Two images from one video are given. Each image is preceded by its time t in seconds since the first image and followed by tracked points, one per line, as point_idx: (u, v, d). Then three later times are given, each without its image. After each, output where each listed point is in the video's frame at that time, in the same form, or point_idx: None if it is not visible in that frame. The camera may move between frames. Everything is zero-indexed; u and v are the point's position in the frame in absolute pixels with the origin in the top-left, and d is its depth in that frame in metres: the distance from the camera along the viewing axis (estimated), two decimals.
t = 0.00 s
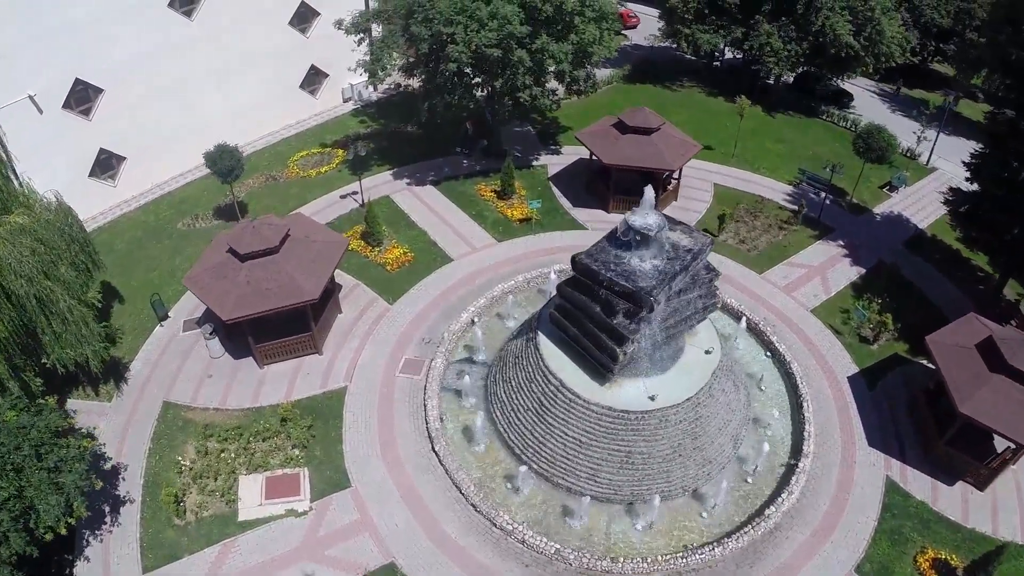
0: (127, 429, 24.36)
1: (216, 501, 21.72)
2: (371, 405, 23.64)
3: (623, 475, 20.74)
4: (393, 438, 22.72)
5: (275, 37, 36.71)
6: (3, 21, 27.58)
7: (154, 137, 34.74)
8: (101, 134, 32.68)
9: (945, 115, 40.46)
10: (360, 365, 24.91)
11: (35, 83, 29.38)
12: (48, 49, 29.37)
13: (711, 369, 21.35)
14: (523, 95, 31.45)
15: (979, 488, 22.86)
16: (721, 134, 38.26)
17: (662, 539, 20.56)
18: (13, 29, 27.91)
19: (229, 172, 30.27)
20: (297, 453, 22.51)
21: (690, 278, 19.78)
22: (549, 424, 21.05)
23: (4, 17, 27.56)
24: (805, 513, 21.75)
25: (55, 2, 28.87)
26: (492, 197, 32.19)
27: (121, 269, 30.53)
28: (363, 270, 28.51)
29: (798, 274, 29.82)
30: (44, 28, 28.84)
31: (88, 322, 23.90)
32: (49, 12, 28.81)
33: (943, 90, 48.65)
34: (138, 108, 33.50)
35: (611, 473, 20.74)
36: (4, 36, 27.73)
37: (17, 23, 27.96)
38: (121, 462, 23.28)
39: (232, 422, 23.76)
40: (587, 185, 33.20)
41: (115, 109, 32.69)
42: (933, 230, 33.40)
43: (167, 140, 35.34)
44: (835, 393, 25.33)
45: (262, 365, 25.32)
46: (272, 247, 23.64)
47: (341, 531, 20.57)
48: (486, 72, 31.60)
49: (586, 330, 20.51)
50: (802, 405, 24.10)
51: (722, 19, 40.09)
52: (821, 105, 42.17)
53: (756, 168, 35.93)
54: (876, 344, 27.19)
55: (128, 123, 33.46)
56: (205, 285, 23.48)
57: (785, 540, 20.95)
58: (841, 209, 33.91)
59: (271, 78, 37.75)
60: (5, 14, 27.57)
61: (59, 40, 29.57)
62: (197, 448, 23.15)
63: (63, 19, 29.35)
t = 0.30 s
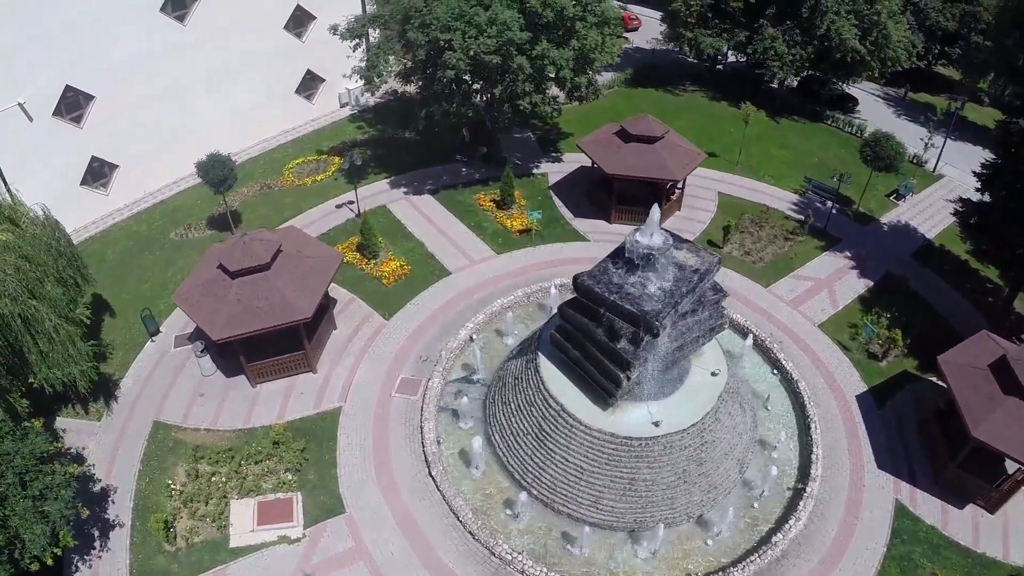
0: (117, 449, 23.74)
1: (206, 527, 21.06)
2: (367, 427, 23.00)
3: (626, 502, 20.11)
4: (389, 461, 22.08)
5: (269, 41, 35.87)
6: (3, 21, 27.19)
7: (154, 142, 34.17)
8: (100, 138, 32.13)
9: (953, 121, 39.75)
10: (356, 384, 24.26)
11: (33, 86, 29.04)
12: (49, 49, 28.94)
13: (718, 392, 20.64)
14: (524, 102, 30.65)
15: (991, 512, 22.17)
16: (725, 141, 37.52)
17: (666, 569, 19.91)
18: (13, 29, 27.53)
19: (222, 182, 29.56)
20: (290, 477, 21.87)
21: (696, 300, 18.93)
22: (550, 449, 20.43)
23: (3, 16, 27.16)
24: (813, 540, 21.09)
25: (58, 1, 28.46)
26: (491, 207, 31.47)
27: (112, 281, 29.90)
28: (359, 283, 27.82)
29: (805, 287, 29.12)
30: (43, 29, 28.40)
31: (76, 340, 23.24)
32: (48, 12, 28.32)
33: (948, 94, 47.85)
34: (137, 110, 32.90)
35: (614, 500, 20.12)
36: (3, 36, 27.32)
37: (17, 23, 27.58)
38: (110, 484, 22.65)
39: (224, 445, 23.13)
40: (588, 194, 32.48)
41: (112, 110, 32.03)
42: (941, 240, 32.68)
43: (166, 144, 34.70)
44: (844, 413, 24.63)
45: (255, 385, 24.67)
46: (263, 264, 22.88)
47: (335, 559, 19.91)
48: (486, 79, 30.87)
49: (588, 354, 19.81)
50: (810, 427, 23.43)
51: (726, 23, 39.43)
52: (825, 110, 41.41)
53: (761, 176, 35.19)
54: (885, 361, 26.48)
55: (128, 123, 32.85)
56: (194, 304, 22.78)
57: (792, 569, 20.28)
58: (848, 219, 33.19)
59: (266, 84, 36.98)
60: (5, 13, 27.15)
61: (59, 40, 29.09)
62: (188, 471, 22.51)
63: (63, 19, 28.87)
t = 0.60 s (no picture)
0: (107, 468, 23.12)
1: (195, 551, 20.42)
2: (361, 447, 22.39)
3: (628, 529, 19.49)
4: (384, 484, 21.47)
5: (264, 45, 35.16)
6: (2, 21, 26.69)
7: (153, 145, 33.61)
8: (100, 138, 31.65)
9: (960, 127, 39.07)
10: (350, 403, 23.65)
11: (34, 90, 28.68)
12: (50, 49, 28.44)
13: (723, 416, 19.98)
14: (524, 109, 29.91)
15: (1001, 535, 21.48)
16: (728, 147, 36.86)
17: None
18: (13, 29, 27.04)
19: (213, 192, 28.88)
20: (283, 500, 21.26)
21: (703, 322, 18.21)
22: (550, 474, 19.80)
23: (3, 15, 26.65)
24: (820, 566, 20.45)
25: (63, 2, 28.07)
26: (490, 216, 30.83)
27: (103, 293, 29.27)
28: (354, 296, 27.20)
29: (812, 300, 28.48)
30: (45, 29, 27.94)
31: (63, 358, 22.63)
32: (48, 12, 27.84)
33: (953, 98, 47.09)
34: (137, 112, 32.33)
35: (615, 528, 19.49)
36: (3, 36, 26.87)
37: (17, 23, 27.09)
38: (99, 506, 22.03)
39: (214, 465, 22.51)
40: (589, 202, 31.81)
41: (110, 111, 31.42)
42: (948, 250, 32.00)
43: (165, 147, 34.12)
44: (851, 432, 23.99)
45: (247, 403, 24.05)
46: (254, 280, 22.22)
47: None
48: (485, 85, 30.17)
49: (590, 377, 19.18)
50: (817, 447, 22.79)
51: (729, 26, 38.63)
52: (830, 115, 40.71)
53: (765, 184, 34.52)
54: (893, 377, 25.83)
55: (127, 123, 32.26)
56: (183, 321, 22.13)
57: None
58: (854, 228, 32.52)
59: (260, 88, 36.27)
60: (4, 12, 26.65)
61: (60, 41, 28.57)
62: (178, 492, 21.87)
63: (63, 19, 28.35)
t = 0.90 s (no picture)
0: (97, 486, 22.50)
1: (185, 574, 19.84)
2: (356, 467, 21.87)
3: (629, 555, 18.97)
4: (379, 505, 20.95)
5: (261, 49, 34.65)
6: (2, 21, 26.26)
7: (153, 146, 33.01)
8: (98, 140, 31.08)
9: (966, 132, 38.42)
10: (345, 420, 23.14)
11: (31, 91, 28.15)
12: (50, 49, 28.02)
13: (728, 438, 19.40)
14: (523, 116, 29.29)
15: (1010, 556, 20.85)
16: (732, 153, 36.28)
17: None
18: (13, 28, 26.60)
19: (206, 201, 28.32)
20: (276, 521, 20.73)
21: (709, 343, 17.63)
22: (549, 498, 19.26)
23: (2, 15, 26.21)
24: None
25: (63, 2, 27.70)
26: (488, 225, 30.26)
27: (94, 303, 28.71)
28: (350, 309, 26.66)
29: (817, 311, 27.93)
30: (45, 29, 27.51)
31: (51, 375, 22.03)
32: (48, 12, 27.43)
33: (957, 101, 46.40)
34: (138, 112, 31.77)
35: (616, 553, 18.96)
36: (3, 36, 26.44)
37: (17, 23, 26.66)
38: (89, 525, 21.41)
39: (206, 484, 21.97)
40: (589, 211, 31.22)
41: (103, 117, 30.79)
42: (955, 258, 31.36)
43: (164, 149, 33.56)
44: (858, 450, 23.42)
45: (239, 420, 23.53)
46: (245, 296, 21.70)
47: None
48: (485, 92, 29.59)
49: (591, 399, 18.63)
50: (824, 467, 22.23)
51: (732, 29, 38.04)
52: (834, 120, 40.08)
53: (769, 191, 33.94)
54: (901, 392, 25.23)
55: (128, 123, 31.71)
56: (172, 337, 21.58)
57: None
58: (860, 237, 31.93)
59: (256, 93, 35.69)
60: (4, 11, 26.21)
61: (59, 41, 28.14)
62: (169, 513, 21.29)
63: (63, 19, 27.93)
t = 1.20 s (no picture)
0: (89, 499, 22.03)
1: None
2: (352, 481, 21.47)
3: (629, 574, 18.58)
4: (374, 520, 20.52)
5: (258, 52, 34.24)
6: (2, 21, 25.98)
7: (152, 146, 32.60)
8: (97, 141, 30.67)
9: (970, 135, 37.88)
10: (340, 433, 22.72)
11: (29, 92, 27.82)
12: (50, 49, 27.69)
13: (732, 454, 18.94)
14: (523, 120, 28.77)
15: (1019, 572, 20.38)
16: (734, 157, 35.77)
17: None
18: (12, 28, 26.32)
19: (200, 208, 27.87)
20: (269, 536, 20.30)
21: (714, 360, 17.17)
22: (548, 515, 18.86)
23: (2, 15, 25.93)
24: None
25: (63, 2, 27.40)
26: (486, 230, 29.80)
27: (88, 310, 28.30)
28: (345, 317, 26.23)
29: (821, 319, 27.49)
30: (46, 29, 27.19)
31: (41, 387, 21.58)
32: (48, 12, 27.13)
33: (960, 103, 45.76)
34: (137, 112, 31.35)
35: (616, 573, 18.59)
36: (3, 36, 26.16)
37: (17, 23, 26.37)
38: (81, 540, 20.92)
39: (199, 498, 21.54)
40: (589, 216, 30.76)
41: (96, 122, 30.28)
42: (960, 264, 30.85)
43: (162, 151, 33.13)
44: (863, 462, 22.99)
45: (233, 432, 23.12)
46: (238, 307, 21.27)
47: None
48: (484, 96, 29.11)
49: (591, 415, 18.20)
50: (829, 481, 21.80)
51: (734, 31, 37.69)
52: (837, 122, 39.59)
53: (772, 196, 33.48)
54: (907, 403, 24.76)
55: (128, 123, 31.30)
56: (164, 349, 21.16)
57: None
58: (864, 242, 31.46)
59: (253, 96, 35.23)
60: (3, 11, 25.93)
61: (60, 41, 27.81)
62: (161, 528, 20.81)
63: (63, 19, 27.61)
